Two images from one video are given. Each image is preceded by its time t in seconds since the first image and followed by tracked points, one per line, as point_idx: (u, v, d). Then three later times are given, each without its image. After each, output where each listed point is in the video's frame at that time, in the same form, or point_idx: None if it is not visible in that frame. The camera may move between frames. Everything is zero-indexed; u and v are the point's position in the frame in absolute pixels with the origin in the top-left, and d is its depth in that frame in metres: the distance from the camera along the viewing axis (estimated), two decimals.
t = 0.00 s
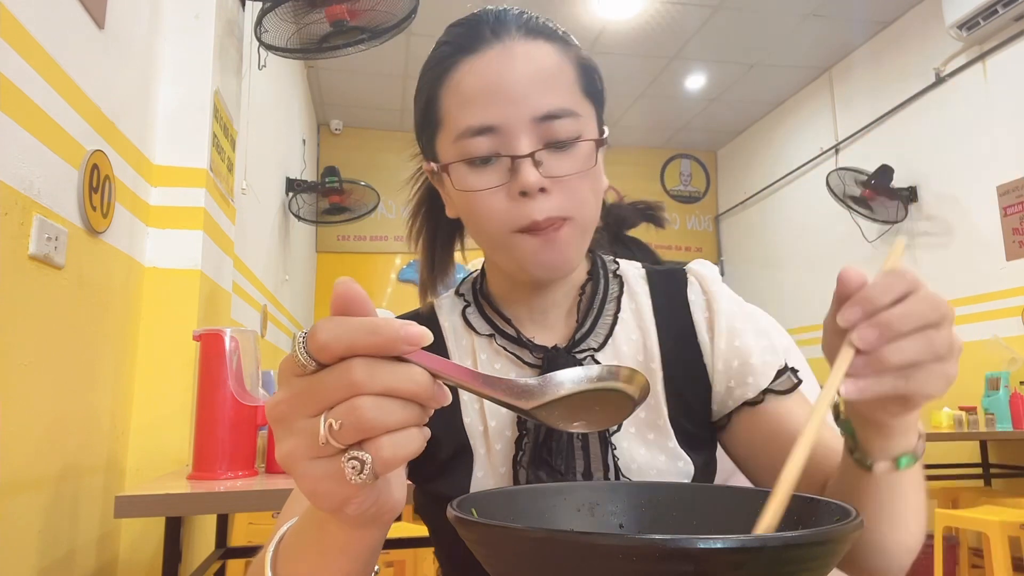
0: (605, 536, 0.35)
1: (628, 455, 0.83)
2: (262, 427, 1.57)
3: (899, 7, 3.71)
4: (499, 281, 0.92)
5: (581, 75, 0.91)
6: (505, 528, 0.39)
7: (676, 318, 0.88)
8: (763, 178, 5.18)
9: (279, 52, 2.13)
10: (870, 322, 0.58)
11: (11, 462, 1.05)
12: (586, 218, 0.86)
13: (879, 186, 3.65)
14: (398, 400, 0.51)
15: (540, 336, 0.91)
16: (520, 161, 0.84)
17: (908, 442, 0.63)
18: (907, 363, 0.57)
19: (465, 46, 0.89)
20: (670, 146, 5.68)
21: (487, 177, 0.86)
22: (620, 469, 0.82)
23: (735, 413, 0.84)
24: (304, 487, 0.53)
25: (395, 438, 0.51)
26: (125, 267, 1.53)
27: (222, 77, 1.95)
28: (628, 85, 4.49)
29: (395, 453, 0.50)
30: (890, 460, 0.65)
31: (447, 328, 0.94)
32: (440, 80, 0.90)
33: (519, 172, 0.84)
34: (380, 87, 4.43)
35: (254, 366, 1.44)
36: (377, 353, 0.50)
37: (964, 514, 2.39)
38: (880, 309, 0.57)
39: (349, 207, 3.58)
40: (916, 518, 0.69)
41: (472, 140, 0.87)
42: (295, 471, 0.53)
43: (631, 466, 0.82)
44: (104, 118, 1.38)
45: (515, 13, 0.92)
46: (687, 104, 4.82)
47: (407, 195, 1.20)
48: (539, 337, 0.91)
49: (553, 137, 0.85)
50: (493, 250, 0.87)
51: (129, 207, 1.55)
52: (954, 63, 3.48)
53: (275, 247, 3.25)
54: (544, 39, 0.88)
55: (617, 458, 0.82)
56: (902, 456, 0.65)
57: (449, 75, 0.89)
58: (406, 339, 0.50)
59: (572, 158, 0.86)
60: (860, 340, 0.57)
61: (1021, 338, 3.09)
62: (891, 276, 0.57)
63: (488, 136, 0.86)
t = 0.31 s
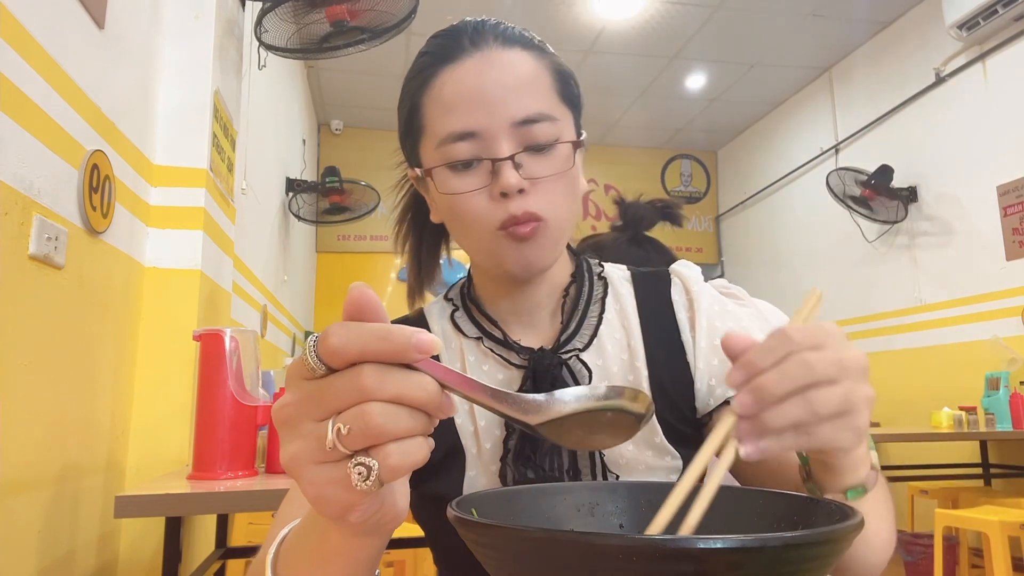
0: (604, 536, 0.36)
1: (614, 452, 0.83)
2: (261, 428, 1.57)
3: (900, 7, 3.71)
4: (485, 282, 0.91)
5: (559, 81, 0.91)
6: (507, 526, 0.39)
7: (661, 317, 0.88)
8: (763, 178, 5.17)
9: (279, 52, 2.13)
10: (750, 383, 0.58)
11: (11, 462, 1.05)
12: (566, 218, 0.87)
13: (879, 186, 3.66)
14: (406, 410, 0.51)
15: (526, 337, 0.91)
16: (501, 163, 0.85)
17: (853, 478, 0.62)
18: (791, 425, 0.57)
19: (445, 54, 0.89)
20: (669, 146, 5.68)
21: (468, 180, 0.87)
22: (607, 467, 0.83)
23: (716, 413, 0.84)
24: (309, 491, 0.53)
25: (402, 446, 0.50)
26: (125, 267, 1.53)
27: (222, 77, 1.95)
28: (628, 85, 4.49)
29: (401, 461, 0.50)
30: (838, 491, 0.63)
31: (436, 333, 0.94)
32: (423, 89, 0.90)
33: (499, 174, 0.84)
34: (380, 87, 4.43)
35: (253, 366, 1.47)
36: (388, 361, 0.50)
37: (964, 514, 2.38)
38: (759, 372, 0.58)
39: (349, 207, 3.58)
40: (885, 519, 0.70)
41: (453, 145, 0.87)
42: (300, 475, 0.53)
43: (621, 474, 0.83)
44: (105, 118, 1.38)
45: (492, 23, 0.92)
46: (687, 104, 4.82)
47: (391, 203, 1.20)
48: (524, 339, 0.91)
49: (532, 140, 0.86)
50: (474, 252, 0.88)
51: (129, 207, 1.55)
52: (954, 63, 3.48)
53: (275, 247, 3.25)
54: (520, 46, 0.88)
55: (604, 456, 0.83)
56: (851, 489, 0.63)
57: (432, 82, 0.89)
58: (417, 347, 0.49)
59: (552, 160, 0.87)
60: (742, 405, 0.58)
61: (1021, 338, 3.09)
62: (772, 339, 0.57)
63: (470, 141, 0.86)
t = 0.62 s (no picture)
0: (604, 536, 0.36)
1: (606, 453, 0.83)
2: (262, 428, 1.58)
3: (900, 7, 3.71)
4: (480, 280, 0.91)
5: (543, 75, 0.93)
6: (508, 527, 0.39)
7: (652, 318, 0.88)
8: (763, 178, 5.17)
9: (279, 52, 2.13)
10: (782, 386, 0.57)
11: (11, 462, 1.05)
12: (560, 201, 0.86)
13: (879, 186, 3.65)
14: (412, 411, 0.51)
15: (519, 340, 0.92)
16: (493, 146, 0.84)
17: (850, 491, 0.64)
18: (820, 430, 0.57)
19: (432, 49, 0.91)
20: (669, 146, 5.68)
21: (460, 167, 0.86)
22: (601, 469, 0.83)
23: (706, 414, 0.83)
24: (311, 491, 0.52)
25: (405, 449, 0.50)
26: (125, 266, 1.53)
27: (222, 77, 1.95)
28: (628, 85, 4.49)
29: (404, 463, 0.50)
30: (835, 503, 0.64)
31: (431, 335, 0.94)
32: (412, 84, 0.92)
33: (492, 157, 0.84)
34: (380, 87, 4.43)
35: (253, 366, 1.47)
36: (394, 362, 0.50)
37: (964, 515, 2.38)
38: (794, 374, 0.57)
39: (349, 207, 3.58)
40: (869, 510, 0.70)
41: (444, 133, 0.87)
42: (303, 475, 0.53)
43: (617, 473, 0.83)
44: (104, 117, 1.38)
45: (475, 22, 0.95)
46: (687, 104, 4.82)
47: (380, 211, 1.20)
48: (518, 342, 0.91)
49: (522, 124, 0.86)
50: (470, 240, 0.85)
51: (129, 207, 1.55)
52: (954, 63, 3.48)
53: (275, 247, 3.25)
54: (503, 38, 0.90)
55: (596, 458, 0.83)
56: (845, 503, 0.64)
57: (421, 75, 0.90)
58: (424, 350, 0.50)
59: (543, 142, 0.87)
60: (768, 407, 0.58)
61: (1021, 338, 3.09)
62: (811, 342, 0.58)
63: (460, 127, 0.86)
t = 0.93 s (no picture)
0: (604, 536, 0.36)
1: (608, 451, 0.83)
2: (262, 427, 1.58)
3: (900, 7, 3.71)
4: (486, 277, 0.91)
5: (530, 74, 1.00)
6: (507, 527, 0.39)
7: (657, 316, 0.88)
8: (763, 178, 5.17)
9: (279, 52, 2.13)
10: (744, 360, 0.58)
11: (11, 461, 1.05)
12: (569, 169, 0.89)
13: (879, 186, 3.65)
14: (418, 416, 0.51)
15: (523, 337, 0.91)
16: (502, 115, 0.88)
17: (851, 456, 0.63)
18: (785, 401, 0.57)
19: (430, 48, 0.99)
20: (669, 146, 5.68)
21: (471, 140, 0.88)
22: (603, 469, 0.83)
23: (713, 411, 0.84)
24: (315, 491, 0.53)
25: (410, 453, 0.50)
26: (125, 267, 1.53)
27: (223, 77, 1.95)
28: (628, 85, 4.49)
29: (408, 468, 0.50)
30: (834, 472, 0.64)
31: (434, 334, 0.94)
32: (414, 79, 0.99)
33: (503, 127, 0.87)
34: (380, 86, 4.43)
35: (254, 366, 1.47)
36: (401, 366, 0.50)
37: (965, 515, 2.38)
38: (756, 350, 0.57)
39: (349, 207, 3.57)
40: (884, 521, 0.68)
41: (452, 109, 0.91)
42: (307, 476, 0.53)
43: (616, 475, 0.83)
44: (104, 117, 1.38)
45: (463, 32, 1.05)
46: (688, 104, 4.82)
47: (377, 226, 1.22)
48: (522, 339, 0.91)
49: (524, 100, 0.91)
50: (486, 209, 0.85)
51: (129, 207, 1.55)
52: (955, 63, 3.48)
53: (275, 247, 3.25)
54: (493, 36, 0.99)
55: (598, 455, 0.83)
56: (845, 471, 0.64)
57: (425, 68, 0.97)
58: (432, 355, 0.50)
59: (545, 116, 0.92)
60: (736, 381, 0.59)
61: (1021, 338, 3.08)
62: (771, 316, 0.57)
63: (467, 101, 0.91)
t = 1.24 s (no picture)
0: (604, 536, 0.36)
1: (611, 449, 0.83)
2: (262, 427, 1.58)
3: (900, 7, 3.71)
4: (488, 278, 0.91)
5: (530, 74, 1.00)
6: (507, 527, 0.39)
7: (657, 316, 0.88)
8: (763, 178, 5.18)
9: (279, 52, 2.13)
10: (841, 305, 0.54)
11: (11, 461, 1.05)
12: (572, 170, 0.88)
13: (879, 186, 3.65)
14: (412, 411, 0.50)
15: (525, 337, 0.91)
16: (504, 117, 0.88)
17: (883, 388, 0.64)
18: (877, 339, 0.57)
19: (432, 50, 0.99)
20: (669, 146, 5.68)
21: (474, 141, 0.88)
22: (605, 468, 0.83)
23: (718, 405, 0.84)
24: (309, 485, 0.52)
25: (404, 446, 0.50)
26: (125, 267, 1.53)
27: (222, 77, 1.95)
28: (628, 84, 4.49)
29: (401, 461, 0.50)
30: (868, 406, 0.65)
31: (434, 333, 0.94)
32: (414, 81, 0.99)
33: (506, 127, 0.87)
34: (380, 86, 4.43)
35: (253, 366, 1.47)
36: (396, 361, 0.50)
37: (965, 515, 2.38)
38: (840, 292, 0.55)
39: (349, 207, 3.57)
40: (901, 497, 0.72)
41: (455, 111, 0.91)
42: (301, 470, 0.53)
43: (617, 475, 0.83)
44: (104, 118, 1.38)
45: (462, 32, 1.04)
46: (688, 104, 4.82)
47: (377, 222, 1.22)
48: (524, 339, 0.91)
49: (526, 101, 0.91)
50: (490, 210, 0.85)
51: (129, 208, 1.56)
52: (955, 63, 3.48)
53: (275, 246, 3.24)
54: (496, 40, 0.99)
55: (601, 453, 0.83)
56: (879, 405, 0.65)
57: (426, 70, 0.97)
58: (427, 350, 0.50)
59: (549, 117, 0.91)
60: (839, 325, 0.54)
61: (1022, 339, 3.08)
62: (847, 259, 0.54)
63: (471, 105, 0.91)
